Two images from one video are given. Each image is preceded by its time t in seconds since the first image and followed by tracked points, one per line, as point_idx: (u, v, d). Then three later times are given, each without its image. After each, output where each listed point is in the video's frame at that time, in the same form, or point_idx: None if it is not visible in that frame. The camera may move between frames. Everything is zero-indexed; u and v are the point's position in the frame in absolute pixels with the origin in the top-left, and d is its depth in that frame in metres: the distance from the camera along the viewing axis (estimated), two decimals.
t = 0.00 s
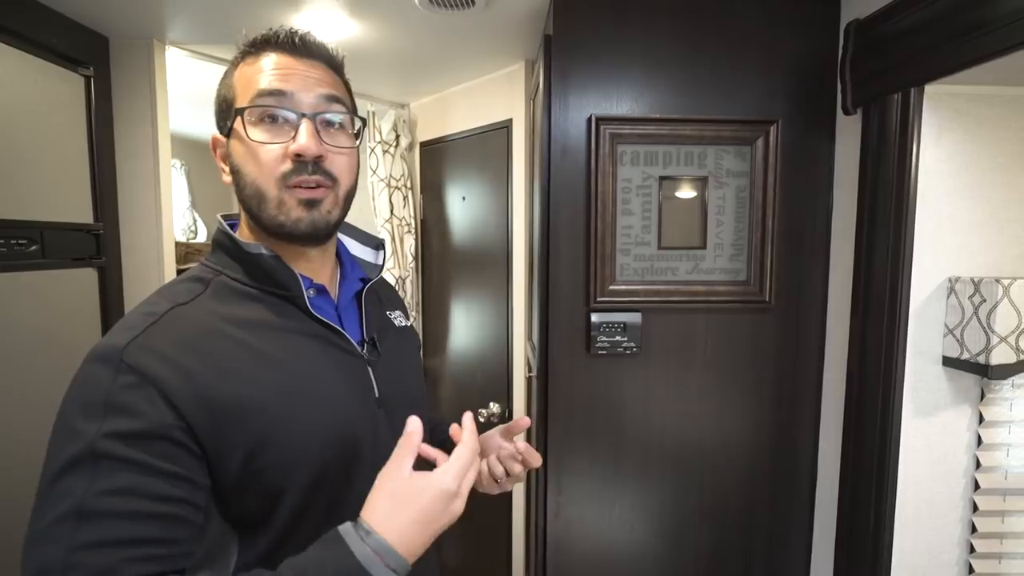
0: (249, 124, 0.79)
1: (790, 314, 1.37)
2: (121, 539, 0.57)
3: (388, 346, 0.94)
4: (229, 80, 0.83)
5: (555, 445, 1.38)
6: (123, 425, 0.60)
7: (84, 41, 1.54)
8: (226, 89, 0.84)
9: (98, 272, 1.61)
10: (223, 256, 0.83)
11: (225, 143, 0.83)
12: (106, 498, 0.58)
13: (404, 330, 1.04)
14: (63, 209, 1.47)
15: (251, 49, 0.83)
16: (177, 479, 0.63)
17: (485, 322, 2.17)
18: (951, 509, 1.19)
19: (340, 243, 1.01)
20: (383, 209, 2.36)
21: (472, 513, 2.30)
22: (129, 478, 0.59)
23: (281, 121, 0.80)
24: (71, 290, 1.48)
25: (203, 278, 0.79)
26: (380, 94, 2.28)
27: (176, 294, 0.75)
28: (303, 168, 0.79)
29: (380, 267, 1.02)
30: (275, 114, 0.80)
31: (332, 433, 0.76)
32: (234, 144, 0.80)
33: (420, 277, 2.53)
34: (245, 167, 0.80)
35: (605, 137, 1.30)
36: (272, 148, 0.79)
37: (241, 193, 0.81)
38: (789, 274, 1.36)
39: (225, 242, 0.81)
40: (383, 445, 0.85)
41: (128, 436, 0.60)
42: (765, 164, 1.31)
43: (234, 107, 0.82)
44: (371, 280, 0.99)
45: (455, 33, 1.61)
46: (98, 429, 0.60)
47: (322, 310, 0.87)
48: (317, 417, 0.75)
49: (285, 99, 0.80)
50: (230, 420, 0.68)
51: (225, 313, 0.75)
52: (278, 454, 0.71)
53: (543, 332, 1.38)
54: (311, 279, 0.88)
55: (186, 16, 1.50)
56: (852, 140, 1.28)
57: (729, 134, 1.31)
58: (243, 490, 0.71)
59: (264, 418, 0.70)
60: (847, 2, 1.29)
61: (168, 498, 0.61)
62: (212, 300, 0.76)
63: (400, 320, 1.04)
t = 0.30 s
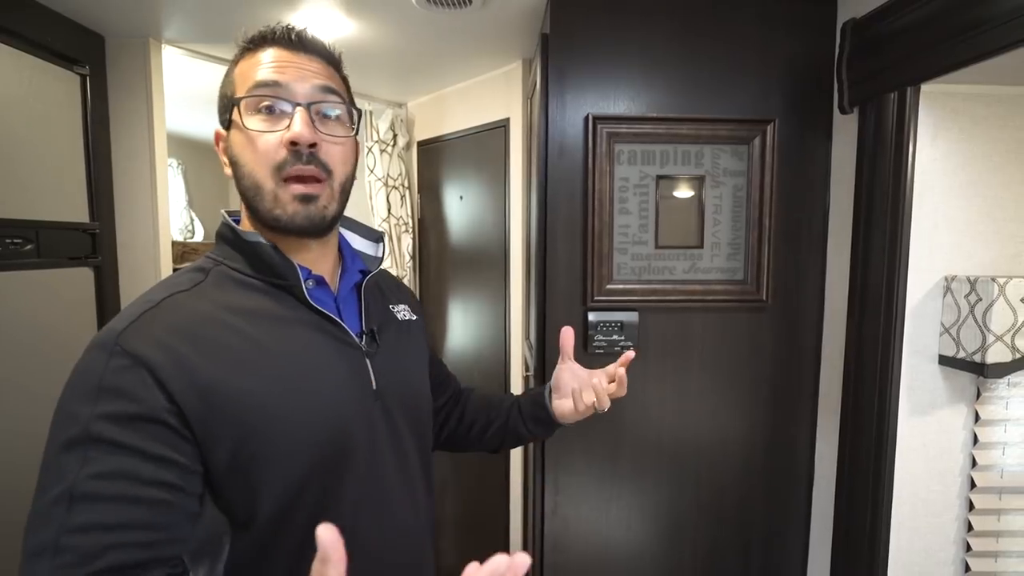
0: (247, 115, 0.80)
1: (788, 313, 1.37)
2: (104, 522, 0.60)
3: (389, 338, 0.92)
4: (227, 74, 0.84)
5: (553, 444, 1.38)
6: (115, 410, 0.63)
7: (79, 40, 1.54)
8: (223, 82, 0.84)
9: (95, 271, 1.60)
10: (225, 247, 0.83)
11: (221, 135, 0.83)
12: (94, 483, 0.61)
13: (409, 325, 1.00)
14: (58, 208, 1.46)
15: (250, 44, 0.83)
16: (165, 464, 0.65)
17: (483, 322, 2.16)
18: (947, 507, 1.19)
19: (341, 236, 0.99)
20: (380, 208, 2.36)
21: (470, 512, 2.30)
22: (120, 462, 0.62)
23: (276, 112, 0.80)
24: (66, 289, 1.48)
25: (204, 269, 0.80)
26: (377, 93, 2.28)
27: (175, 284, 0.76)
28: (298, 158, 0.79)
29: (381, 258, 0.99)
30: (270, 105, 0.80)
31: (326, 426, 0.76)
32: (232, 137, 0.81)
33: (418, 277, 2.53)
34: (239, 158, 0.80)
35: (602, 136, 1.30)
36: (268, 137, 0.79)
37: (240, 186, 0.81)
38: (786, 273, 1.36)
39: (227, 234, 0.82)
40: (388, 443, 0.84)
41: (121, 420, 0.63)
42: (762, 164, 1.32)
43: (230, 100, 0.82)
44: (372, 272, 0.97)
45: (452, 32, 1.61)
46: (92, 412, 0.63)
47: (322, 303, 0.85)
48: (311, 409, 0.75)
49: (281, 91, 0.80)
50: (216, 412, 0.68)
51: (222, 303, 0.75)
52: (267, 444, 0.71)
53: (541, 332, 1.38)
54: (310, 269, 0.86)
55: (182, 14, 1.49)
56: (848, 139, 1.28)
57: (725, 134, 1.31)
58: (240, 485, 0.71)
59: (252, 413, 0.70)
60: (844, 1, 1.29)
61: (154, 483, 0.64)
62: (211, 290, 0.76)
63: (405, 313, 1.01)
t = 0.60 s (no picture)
0: (336, 122, 0.80)
1: (786, 313, 1.37)
2: (119, 529, 0.63)
3: (399, 352, 0.90)
4: (290, 69, 0.82)
5: (551, 444, 1.38)
6: (127, 419, 0.65)
7: (76, 39, 1.54)
8: (285, 77, 0.82)
9: (92, 271, 1.60)
10: (240, 245, 0.83)
11: (284, 133, 0.81)
12: (109, 489, 0.63)
13: (421, 335, 0.99)
14: (56, 207, 1.46)
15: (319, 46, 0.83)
16: (176, 472, 0.66)
17: (482, 322, 2.16)
18: (944, 506, 1.19)
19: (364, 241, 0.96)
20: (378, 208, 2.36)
21: (468, 512, 2.30)
22: (131, 470, 0.64)
23: (362, 121, 0.82)
24: (63, 288, 1.48)
25: (217, 268, 0.80)
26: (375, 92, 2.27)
27: (189, 283, 0.76)
28: (386, 169, 0.84)
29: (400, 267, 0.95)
30: (357, 114, 0.82)
31: (327, 430, 0.76)
32: (312, 140, 0.80)
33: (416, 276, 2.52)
34: (321, 164, 0.80)
35: (600, 136, 1.30)
36: (361, 149, 0.81)
37: (317, 190, 0.80)
38: (784, 273, 1.36)
39: (244, 234, 0.82)
40: (387, 442, 0.84)
41: (132, 429, 0.65)
42: (760, 163, 1.32)
43: (305, 101, 0.81)
44: (389, 282, 0.94)
45: (450, 31, 1.61)
46: (105, 419, 0.64)
47: (333, 312, 0.83)
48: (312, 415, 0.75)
49: (366, 102, 0.83)
50: (219, 418, 0.69)
51: (232, 307, 0.75)
52: (265, 449, 0.71)
53: (539, 331, 1.38)
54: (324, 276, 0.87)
55: (179, 12, 1.49)
56: (846, 138, 1.28)
57: (723, 133, 1.31)
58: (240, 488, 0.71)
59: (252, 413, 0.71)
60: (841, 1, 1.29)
61: (165, 491, 0.66)
62: (222, 292, 0.76)
63: (418, 324, 0.99)
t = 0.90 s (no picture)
0: (388, 145, 0.83)
1: (783, 313, 1.38)
2: (183, 545, 0.62)
3: (395, 352, 0.92)
4: (329, 78, 0.79)
5: (548, 443, 1.38)
6: (166, 436, 0.63)
7: (73, 38, 1.53)
8: (333, 88, 0.79)
9: (88, 270, 1.60)
10: (237, 252, 0.81)
11: (336, 148, 0.79)
12: (166, 509, 0.62)
13: (411, 332, 1.00)
14: (52, 207, 1.45)
15: (366, 63, 0.83)
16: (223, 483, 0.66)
17: (480, 321, 2.16)
18: (942, 504, 1.20)
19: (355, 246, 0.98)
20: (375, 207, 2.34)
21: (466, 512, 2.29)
22: (180, 487, 0.63)
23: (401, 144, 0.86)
24: (59, 288, 1.47)
25: (218, 277, 0.77)
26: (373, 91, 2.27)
27: (189, 293, 0.73)
28: (407, 188, 0.90)
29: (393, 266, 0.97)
30: (400, 138, 0.86)
31: (336, 430, 0.76)
32: (364, 160, 0.81)
33: (414, 276, 2.52)
34: (371, 182, 0.82)
35: (598, 135, 1.30)
36: (399, 170, 0.85)
37: (362, 207, 0.82)
38: (781, 272, 1.37)
39: (244, 239, 0.80)
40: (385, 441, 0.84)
41: (173, 447, 0.63)
42: (758, 163, 1.32)
43: (358, 119, 0.81)
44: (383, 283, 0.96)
45: (448, 30, 1.60)
46: (144, 441, 0.62)
47: (337, 316, 0.85)
48: (326, 416, 0.75)
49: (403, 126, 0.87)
50: (246, 425, 0.68)
51: (238, 313, 0.74)
52: (289, 452, 0.71)
53: (537, 330, 1.38)
54: (327, 282, 0.86)
55: (176, 12, 1.49)
56: (843, 138, 1.28)
57: (721, 133, 1.31)
58: (269, 492, 0.71)
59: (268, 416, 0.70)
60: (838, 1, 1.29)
61: (217, 502, 0.65)
62: (227, 303, 0.74)
63: (407, 320, 1.00)
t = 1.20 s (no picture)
0: (380, 156, 0.82)
1: (781, 313, 1.38)
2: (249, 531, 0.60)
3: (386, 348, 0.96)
4: (321, 88, 0.76)
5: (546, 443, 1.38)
6: (192, 436, 0.61)
7: (70, 38, 1.53)
8: (326, 99, 0.76)
9: (86, 270, 1.60)
10: (224, 261, 0.80)
11: (328, 160, 0.78)
12: (215, 500, 0.59)
13: (394, 325, 1.04)
14: (49, 206, 1.45)
15: (359, 70, 0.80)
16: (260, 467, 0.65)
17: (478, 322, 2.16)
18: (939, 503, 1.20)
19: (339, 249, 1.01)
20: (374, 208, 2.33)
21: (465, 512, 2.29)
22: (222, 477, 0.61)
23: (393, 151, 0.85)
24: (58, 287, 1.47)
25: (212, 289, 0.76)
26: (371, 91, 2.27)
27: (184, 306, 0.73)
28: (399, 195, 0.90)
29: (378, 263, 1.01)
30: (392, 147, 0.85)
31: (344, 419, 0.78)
32: (356, 172, 0.80)
33: (413, 276, 2.52)
34: (363, 194, 0.82)
35: (596, 135, 1.30)
36: (390, 179, 0.85)
37: (355, 218, 0.82)
38: (779, 272, 1.37)
39: (233, 249, 0.78)
40: (380, 439, 0.85)
41: (202, 446, 0.62)
42: (755, 163, 1.32)
43: (351, 131, 0.79)
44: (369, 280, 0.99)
45: (447, 30, 1.60)
46: (170, 445, 0.60)
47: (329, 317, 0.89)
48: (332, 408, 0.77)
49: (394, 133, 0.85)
50: (259, 424, 0.69)
51: (236, 321, 0.74)
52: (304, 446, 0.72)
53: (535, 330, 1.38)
54: (319, 288, 0.88)
55: (174, 12, 1.49)
56: (841, 138, 1.28)
57: (718, 133, 1.31)
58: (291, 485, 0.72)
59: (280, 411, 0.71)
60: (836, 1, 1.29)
61: (261, 487, 0.63)
62: (225, 313, 0.74)
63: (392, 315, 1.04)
